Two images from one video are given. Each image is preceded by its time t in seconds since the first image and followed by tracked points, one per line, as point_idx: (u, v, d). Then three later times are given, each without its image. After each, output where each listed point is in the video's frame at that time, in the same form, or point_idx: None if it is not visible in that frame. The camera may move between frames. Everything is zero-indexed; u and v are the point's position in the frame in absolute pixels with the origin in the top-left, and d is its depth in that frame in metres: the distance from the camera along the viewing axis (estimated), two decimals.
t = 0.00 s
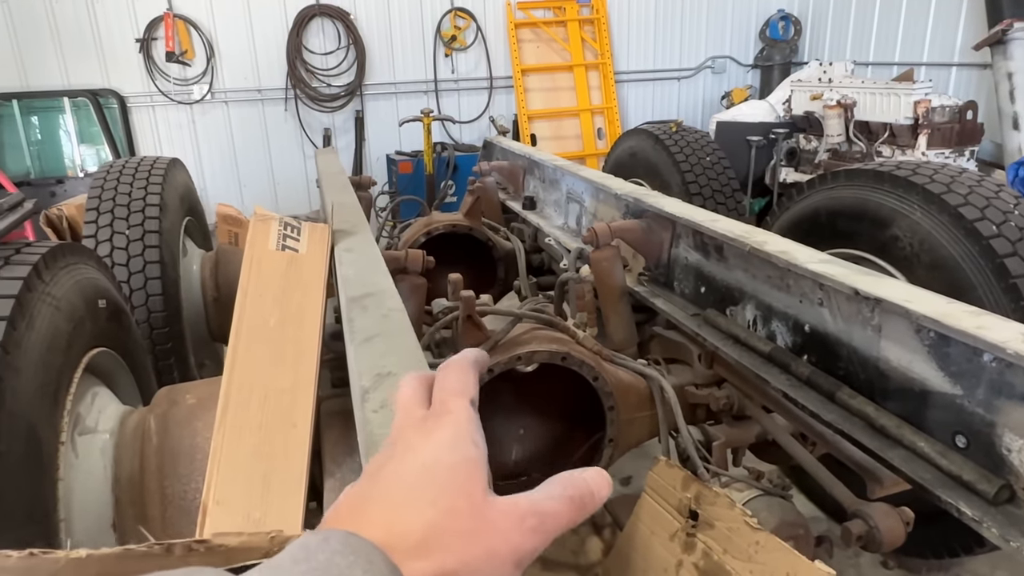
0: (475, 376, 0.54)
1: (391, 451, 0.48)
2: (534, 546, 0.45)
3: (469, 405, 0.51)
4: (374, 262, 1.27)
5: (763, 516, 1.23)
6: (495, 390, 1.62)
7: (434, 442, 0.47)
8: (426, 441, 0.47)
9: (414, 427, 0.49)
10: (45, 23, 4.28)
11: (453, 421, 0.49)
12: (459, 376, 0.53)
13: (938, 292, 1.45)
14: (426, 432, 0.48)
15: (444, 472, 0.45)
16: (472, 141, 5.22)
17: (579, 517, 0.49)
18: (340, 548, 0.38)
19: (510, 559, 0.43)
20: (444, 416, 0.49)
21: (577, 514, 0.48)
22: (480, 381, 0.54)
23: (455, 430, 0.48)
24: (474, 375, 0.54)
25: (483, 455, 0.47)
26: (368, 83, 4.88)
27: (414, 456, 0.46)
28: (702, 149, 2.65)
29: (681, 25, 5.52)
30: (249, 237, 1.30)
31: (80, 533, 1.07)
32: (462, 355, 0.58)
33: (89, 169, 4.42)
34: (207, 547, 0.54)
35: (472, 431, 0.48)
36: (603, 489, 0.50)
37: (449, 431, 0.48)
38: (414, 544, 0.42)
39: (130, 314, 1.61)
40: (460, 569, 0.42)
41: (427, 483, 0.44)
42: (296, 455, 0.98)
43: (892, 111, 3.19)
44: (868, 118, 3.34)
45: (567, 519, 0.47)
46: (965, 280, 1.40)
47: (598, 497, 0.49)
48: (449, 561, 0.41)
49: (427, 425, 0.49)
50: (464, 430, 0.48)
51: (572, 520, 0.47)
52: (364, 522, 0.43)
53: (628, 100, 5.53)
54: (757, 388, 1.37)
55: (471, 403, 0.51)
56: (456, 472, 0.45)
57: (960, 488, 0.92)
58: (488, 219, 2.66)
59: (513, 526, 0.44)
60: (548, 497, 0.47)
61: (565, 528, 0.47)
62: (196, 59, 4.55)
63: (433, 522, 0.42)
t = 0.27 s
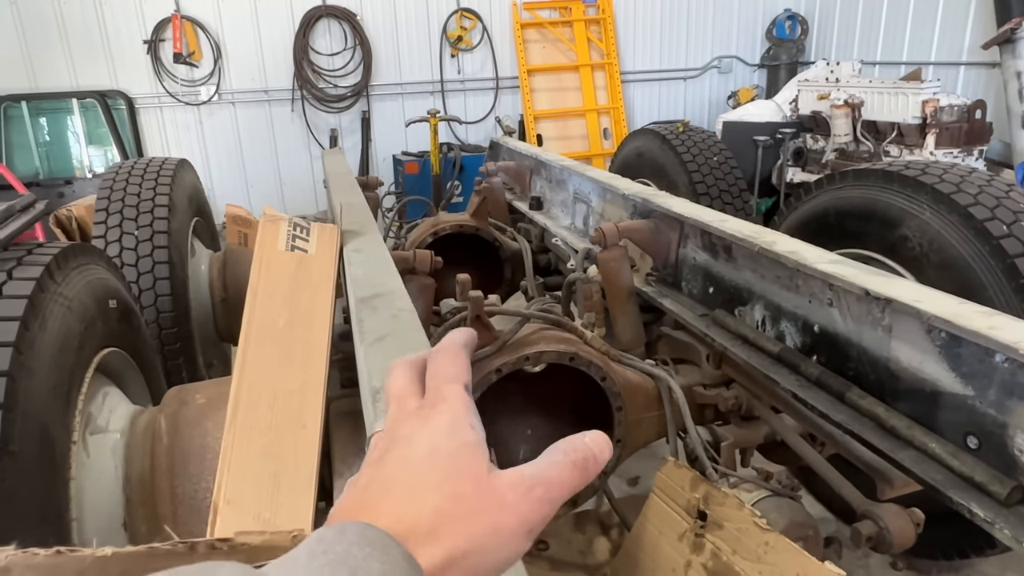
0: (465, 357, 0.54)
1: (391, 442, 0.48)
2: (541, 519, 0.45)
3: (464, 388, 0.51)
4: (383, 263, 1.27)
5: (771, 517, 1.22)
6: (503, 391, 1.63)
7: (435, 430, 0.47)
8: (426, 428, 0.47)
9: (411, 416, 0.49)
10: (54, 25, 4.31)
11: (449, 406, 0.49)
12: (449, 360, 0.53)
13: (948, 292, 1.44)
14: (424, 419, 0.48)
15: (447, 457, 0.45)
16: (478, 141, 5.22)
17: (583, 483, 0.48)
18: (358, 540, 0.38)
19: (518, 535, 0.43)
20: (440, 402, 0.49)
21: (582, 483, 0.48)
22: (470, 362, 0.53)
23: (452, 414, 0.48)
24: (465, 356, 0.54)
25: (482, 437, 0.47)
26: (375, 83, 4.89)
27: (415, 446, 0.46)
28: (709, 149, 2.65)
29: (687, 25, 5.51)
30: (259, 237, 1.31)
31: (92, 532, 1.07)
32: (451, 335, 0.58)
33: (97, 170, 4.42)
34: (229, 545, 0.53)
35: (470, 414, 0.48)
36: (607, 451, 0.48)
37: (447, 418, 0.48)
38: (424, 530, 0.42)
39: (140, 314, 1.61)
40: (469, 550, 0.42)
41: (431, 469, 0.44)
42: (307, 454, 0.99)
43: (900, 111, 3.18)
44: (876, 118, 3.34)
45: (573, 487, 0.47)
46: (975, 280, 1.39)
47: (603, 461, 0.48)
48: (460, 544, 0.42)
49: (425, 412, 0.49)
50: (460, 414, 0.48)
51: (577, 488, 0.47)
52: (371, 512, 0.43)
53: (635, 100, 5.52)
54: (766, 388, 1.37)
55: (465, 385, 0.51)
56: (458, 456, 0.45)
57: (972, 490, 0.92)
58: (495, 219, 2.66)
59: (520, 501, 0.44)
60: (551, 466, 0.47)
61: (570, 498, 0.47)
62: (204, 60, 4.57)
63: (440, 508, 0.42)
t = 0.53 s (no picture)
0: (499, 376, 0.55)
1: (425, 456, 0.48)
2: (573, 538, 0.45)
3: (499, 404, 0.52)
4: (393, 264, 1.27)
5: (781, 518, 1.22)
6: (511, 393, 1.63)
7: (470, 442, 0.47)
8: (462, 440, 0.48)
9: (446, 430, 0.50)
10: (63, 27, 4.33)
11: (484, 420, 0.49)
12: (486, 377, 0.54)
13: (958, 293, 1.44)
14: (460, 432, 0.49)
15: (482, 469, 0.45)
16: (484, 142, 5.23)
17: (610, 512, 0.49)
18: (392, 547, 0.38)
19: (549, 555, 0.43)
20: (475, 417, 0.50)
21: (609, 508, 0.49)
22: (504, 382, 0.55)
23: (487, 429, 0.49)
24: (499, 375, 0.55)
25: (516, 453, 0.47)
26: (381, 84, 4.90)
27: (451, 457, 0.47)
28: (717, 150, 2.64)
29: (694, 25, 5.50)
30: (269, 239, 1.32)
31: (104, 532, 1.08)
32: (485, 354, 0.59)
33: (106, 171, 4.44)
34: (254, 548, 0.52)
35: (505, 430, 0.49)
36: (633, 483, 0.51)
37: (482, 432, 0.48)
38: (461, 539, 0.42)
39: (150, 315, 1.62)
40: (505, 564, 0.42)
41: (468, 480, 0.45)
42: (317, 455, 0.99)
43: (909, 111, 3.17)
44: (884, 118, 3.32)
45: (600, 511, 0.48)
46: (986, 282, 1.39)
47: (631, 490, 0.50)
48: (495, 558, 0.42)
49: (460, 427, 0.50)
50: (495, 428, 0.49)
51: (604, 513, 0.48)
52: (408, 521, 0.43)
53: (641, 101, 5.52)
54: (775, 390, 1.37)
55: (500, 401, 0.52)
56: (492, 469, 0.46)
57: (985, 492, 0.92)
58: (502, 220, 2.66)
59: (552, 520, 0.44)
60: (582, 494, 0.47)
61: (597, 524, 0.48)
62: (211, 61, 4.58)
63: (476, 520, 0.43)
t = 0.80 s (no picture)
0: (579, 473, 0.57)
1: (500, 494, 0.48)
2: None
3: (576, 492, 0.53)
4: (399, 266, 1.27)
5: (789, 522, 1.21)
6: (516, 396, 1.62)
7: (545, 507, 0.48)
8: (538, 501, 0.48)
9: (520, 484, 0.51)
10: (71, 29, 4.35)
11: (560, 496, 0.50)
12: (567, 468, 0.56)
13: (967, 295, 1.43)
14: (535, 493, 0.49)
15: (550, 534, 0.46)
16: (489, 142, 5.22)
17: None
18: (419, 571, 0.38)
19: None
20: (551, 486, 0.51)
21: None
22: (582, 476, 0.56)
23: (562, 504, 0.50)
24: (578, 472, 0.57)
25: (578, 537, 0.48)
26: (387, 86, 4.91)
27: (524, 509, 0.47)
28: (723, 151, 2.63)
29: (699, 26, 5.49)
30: (275, 240, 1.31)
31: (110, 534, 1.08)
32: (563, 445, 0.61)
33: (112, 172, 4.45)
34: (267, 557, 0.52)
35: (573, 513, 0.50)
36: None
37: (560, 500, 0.49)
38: None
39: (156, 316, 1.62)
40: None
41: (535, 537, 0.45)
42: (324, 458, 0.99)
43: (916, 111, 3.15)
44: (891, 119, 3.31)
45: None
46: (996, 284, 1.38)
47: None
48: None
49: (537, 485, 0.51)
50: (568, 509, 0.50)
51: None
52: (465, 548, 0.42)
53: (646, 101, 5.51)
54: (783, 393, 1.36)
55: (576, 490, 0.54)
56: (559, 540, 0.46)
57: (997, 497, 0.91)
58: (507, 221, 2.66)
59: None
60: None
61: None
62: (217, 62, 4.59)
63: None
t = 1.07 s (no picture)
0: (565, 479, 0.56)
1: (479, 504, 0.48)
2: None
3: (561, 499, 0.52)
4: (397, 268, 1.27)
5: (789, 526, 1.20)
6: (515, 397, 1.61)
7: (526, 516, 0.47)
8: (518, 509, 0.48)
9: (503, 493, 0.50)
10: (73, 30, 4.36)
11: (542, 504, 0.49)
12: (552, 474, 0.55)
13: (970, 298, 1.42)
14: (516, 501, 0.49)
15: (530, 543, 0.45)
16: (491, 143, 5.22)
17: None
18: None
19: None
20: (535, 495, 0.51)
21: None
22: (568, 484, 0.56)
23: (544, 512, 0.49)
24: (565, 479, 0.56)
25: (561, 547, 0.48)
26: (388, 86, 4.90)
27: (504, 518, 0.46)
28: (724, 152, 2.62)
29: (702, 26, 5.48)
30: (273, 242, 1.31)
31: (105, 537, 1.07)
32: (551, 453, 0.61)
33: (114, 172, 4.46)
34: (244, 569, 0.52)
35: (557, 522, 0.49)
36: None
37: (541, 509, 0.49)
38: None
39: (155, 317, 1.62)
40: None
41: (514, 546, 0.44)
42: (319, 462, 0.98)
43: (919, 112, 3.14)
44: (893, 120, 3.29)
45: None
46: (998, 286, 1.37)
47: None
48: None
49: (519, 494, 0.50)
50: (551, 516, 0.49)
51: None
52: (441, 561, 0.42)
53: (648, 102, 5.50)
54: (783, 395, 1.35)
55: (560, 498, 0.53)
56: (540, 549, 0.45)
57: (998, 502, 0.90)
58: (508, 222, 2.65)
59: None
60: None
61: None
62: (219, 63, 4.59)
63: None
